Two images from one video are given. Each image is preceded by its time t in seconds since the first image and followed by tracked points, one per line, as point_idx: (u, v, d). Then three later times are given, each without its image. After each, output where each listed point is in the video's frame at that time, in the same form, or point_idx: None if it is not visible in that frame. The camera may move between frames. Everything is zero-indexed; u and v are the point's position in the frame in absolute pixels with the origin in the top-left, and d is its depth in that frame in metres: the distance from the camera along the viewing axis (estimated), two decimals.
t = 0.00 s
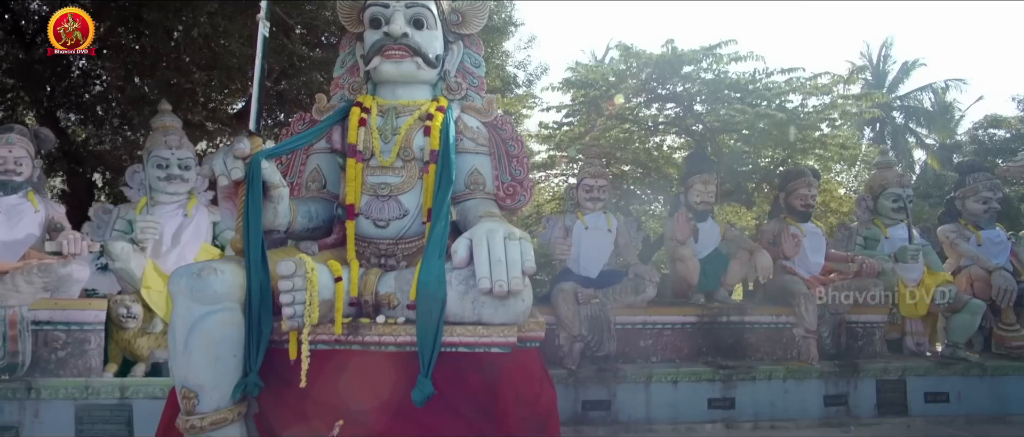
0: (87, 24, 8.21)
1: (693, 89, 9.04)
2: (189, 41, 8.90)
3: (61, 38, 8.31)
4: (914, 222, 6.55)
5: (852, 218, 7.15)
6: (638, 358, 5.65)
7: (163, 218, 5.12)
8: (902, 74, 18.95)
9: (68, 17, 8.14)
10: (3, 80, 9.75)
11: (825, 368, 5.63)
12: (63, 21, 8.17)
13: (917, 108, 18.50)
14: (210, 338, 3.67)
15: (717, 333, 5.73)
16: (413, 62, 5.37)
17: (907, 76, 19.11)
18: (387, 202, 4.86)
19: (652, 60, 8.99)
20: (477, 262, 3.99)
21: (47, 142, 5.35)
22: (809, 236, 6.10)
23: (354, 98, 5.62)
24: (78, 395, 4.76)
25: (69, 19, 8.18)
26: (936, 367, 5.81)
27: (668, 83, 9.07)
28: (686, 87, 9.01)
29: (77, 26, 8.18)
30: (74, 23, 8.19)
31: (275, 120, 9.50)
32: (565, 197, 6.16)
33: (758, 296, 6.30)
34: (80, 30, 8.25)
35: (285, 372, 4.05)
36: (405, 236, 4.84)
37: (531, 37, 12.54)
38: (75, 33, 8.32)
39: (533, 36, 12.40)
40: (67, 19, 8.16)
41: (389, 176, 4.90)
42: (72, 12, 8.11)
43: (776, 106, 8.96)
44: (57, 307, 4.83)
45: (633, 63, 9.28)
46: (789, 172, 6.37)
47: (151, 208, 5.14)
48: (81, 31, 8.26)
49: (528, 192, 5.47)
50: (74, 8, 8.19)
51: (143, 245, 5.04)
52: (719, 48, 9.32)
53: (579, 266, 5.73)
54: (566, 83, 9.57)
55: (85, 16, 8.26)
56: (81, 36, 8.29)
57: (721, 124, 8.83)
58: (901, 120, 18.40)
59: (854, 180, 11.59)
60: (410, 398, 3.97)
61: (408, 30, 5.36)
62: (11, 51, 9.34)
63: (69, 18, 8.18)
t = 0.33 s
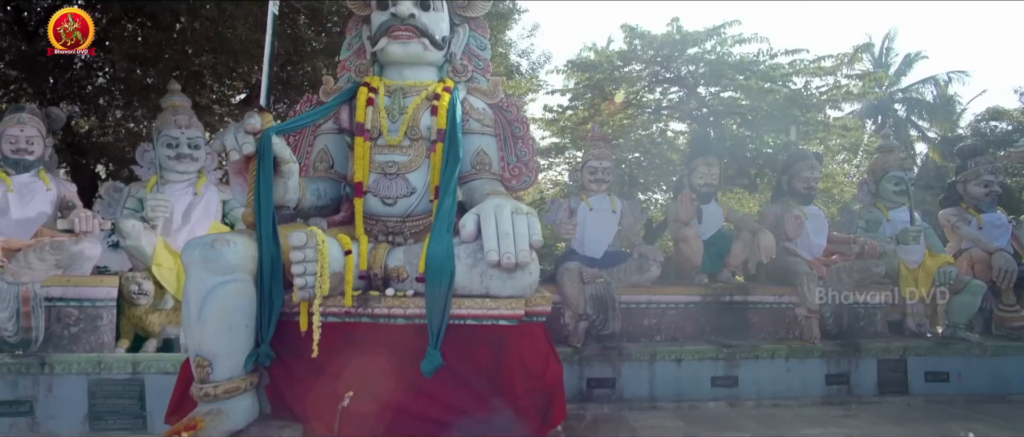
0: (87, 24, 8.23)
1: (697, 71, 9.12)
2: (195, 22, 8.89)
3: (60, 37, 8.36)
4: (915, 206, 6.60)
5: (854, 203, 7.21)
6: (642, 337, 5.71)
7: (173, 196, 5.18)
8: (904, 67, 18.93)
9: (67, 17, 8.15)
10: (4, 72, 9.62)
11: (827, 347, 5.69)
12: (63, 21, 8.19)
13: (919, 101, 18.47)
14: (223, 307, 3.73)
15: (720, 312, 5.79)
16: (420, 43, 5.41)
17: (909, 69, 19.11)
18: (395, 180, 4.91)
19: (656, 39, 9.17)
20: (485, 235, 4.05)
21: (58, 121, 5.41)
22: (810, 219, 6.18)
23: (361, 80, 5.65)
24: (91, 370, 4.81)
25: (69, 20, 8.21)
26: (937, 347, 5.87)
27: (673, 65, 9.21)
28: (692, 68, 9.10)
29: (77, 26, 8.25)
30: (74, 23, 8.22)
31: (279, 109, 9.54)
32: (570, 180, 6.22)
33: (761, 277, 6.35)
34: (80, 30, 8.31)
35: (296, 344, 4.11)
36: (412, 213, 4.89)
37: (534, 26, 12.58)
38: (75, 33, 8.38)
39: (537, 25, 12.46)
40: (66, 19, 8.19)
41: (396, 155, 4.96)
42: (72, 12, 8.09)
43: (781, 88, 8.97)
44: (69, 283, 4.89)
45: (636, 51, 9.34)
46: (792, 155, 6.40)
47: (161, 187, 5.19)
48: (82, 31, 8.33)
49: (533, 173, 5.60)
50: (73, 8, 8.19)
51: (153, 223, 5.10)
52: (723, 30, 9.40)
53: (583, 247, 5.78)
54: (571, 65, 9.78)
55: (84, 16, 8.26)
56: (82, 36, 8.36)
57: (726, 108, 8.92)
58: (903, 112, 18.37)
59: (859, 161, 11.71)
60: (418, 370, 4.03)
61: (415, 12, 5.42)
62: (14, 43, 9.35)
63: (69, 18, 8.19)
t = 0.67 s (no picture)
0: (85, 24, 8.35)
1: (700, 54, 9.18)
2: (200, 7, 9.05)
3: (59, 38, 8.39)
4: (915, 189, 6.67)
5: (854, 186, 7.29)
6: (645, 315, 5.80)
7: (183, 175, 5.25)
8: (905, 59, 18.92)
9: (66, 18, 8.22)
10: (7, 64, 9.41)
11: (827, 325, 5.78)
12: (63, 21, 8.25)
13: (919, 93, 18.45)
14: (236, 277, 3.80)
15: (722, 291, 5.88)
16: (427, 24, 5.48)
17: (911, 60, 19.13)
18: (402, 158, 4.99)
19: (658, 20, 9.36)
20: (493, 209, 4.13)
21: (69, 101, 5.48)
22: (811, 200, 6.25)
23: (367, 62, 5.67)
24: (104, 346, 4.90)
25: (67, 21, 8.27)
26: (935, 326, 5.96)
27: (677, 48, 9.32)
28: (694, 51, 9.18)
29: (75, 26, 8.30)
30: (72, 23, 8.29)
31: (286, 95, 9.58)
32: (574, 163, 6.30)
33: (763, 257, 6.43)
34: (78, 29, 8.39)
35: (306, 316, 4.17)
36: (420, 191, 4.97)
37: (536, 13, 12.62)
38: (75, 33, 8.46)
39: (539, 13, 12.52)
40: (64, 19, 8.25)
41: (404, 133, 5.03)
42: (70, 12, 8.20)
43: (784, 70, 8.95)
44: (80, 261, 4.96)
45: (639, 35, 9.47)
46: (794, 138, 6.46)
47: (171, 166, 5.25)
48: (80, 31, 8.41)
49: (537, 155, 5.65)
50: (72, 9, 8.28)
51: (163, 202, 5.18)
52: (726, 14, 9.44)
53: (587, 227, 5.87)
54: (572, 48, 9.96)
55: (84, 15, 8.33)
56: (80, 36, 8.44)
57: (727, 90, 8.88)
58: (903, 105, 18.35)
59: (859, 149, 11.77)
60: (427, 340, 4.11)
61: None
62: (15, 34, 9.22)
63: (66, 18, 8.28)
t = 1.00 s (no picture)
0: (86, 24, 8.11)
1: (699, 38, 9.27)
2: None
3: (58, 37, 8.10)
4: (914, 172, 6.74)
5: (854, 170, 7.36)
6: (647, 294, 5.90)
7: (192, 155, 5.32)
8: (905, 51, 18.94)
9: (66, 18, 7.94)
10: (7, 55, 9.13)
11: (825, 305, 5.89)
12: (63, 21, 8.06)
13: (919, 84, 18.48)
14: (248, 249, 3.88)
15: (723, 271, 5.98)
16: (432, 7, 5.55)
17: (910, 52, 19.13)
18: (409, 137, 5.07)
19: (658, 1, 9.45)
20: (499, 184, 4.22)
21: (78, 82, 5.53)
22: (810, 183, 6.35)
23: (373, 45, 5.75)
24: (116, 322, 4.99)
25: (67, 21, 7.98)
26: (931, 305, 6.08)
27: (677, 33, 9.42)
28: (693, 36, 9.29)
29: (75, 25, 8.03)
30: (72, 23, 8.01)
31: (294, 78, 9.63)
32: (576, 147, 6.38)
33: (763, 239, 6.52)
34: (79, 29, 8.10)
35: (315, 289, 4.24)
36: (426, 170, 5.07)
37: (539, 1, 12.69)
38: (75, 33, 8.28)
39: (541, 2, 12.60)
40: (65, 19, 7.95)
41: (410, 113, 5.11)
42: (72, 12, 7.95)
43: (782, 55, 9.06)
44: (92, 239, 5.04)
45: (641, 19, 9.54)
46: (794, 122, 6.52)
47: (180, 146, 5.34)
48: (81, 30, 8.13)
49: (542, 136, 5.73)
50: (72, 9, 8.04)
51: (173, 181, 5.25)
52: None
53: (590, 208, 5.96)
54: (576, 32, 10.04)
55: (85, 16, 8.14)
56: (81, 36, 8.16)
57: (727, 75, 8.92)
58: (902, 97, 18.35)
59: (857, 139, 11.82)
60: (435, 312, 4.21)
61: None
62: (15, 25, 8.91)
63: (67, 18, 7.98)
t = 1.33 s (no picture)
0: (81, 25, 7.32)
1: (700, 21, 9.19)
2: None
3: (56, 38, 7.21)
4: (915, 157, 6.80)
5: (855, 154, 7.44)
6: (650, 275, 6.00)
7: (205, 135, 5.43)
8: (909, 43, 18.89)
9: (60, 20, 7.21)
10: (13, 47, 9.09)
11: (827, 285, 5.97)
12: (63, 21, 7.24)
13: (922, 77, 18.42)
14: (263, 222, 3.98)
15: (725, 253, 6.07)
16: None
17: (914, 45, 19.06)
18: (417, 118, 5.17)
19: None
20: (507, 161, 4.31)
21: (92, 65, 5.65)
22: (812, 167, 6.42)
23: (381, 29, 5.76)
24: (131, 298, 5.10)
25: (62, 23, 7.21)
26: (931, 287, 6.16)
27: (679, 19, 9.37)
28: (696, 19, 9.24)
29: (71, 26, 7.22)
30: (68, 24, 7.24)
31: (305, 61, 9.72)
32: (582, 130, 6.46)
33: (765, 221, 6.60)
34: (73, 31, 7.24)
35: (327, 264, 4.33)
36: (434, 150, 5.16)
37: None
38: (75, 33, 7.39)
39: None
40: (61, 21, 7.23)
41: (418, 95, 5.21)
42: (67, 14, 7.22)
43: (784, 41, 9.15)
44: (108, 218, 5.15)
45: (644, 5, 9.47)
46: (795, 107, 6.58)
47: (193, 127, 5.45)
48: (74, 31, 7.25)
49: (547, 119, 5.83)
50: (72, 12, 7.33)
51: (186, 161, 5.36)
52: None
53: (594, 191, 6.09)
54: (582, 18, 10.09)
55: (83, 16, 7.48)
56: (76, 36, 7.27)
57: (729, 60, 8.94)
58: (905, 89, 18.33)
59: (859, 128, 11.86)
60: (443, 286, 4.30)
61: None
62: (21, 18, 8.99)
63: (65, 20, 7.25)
